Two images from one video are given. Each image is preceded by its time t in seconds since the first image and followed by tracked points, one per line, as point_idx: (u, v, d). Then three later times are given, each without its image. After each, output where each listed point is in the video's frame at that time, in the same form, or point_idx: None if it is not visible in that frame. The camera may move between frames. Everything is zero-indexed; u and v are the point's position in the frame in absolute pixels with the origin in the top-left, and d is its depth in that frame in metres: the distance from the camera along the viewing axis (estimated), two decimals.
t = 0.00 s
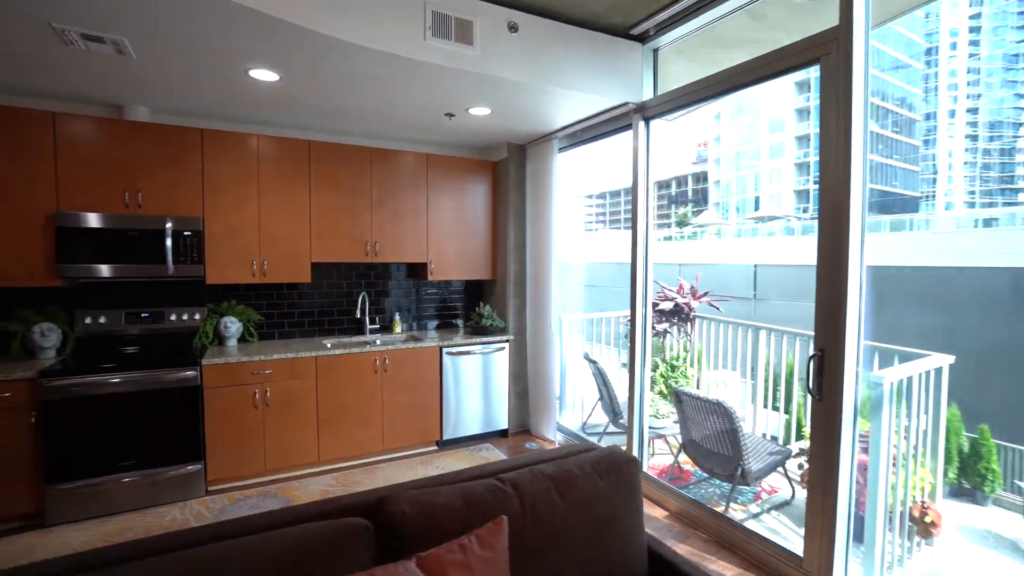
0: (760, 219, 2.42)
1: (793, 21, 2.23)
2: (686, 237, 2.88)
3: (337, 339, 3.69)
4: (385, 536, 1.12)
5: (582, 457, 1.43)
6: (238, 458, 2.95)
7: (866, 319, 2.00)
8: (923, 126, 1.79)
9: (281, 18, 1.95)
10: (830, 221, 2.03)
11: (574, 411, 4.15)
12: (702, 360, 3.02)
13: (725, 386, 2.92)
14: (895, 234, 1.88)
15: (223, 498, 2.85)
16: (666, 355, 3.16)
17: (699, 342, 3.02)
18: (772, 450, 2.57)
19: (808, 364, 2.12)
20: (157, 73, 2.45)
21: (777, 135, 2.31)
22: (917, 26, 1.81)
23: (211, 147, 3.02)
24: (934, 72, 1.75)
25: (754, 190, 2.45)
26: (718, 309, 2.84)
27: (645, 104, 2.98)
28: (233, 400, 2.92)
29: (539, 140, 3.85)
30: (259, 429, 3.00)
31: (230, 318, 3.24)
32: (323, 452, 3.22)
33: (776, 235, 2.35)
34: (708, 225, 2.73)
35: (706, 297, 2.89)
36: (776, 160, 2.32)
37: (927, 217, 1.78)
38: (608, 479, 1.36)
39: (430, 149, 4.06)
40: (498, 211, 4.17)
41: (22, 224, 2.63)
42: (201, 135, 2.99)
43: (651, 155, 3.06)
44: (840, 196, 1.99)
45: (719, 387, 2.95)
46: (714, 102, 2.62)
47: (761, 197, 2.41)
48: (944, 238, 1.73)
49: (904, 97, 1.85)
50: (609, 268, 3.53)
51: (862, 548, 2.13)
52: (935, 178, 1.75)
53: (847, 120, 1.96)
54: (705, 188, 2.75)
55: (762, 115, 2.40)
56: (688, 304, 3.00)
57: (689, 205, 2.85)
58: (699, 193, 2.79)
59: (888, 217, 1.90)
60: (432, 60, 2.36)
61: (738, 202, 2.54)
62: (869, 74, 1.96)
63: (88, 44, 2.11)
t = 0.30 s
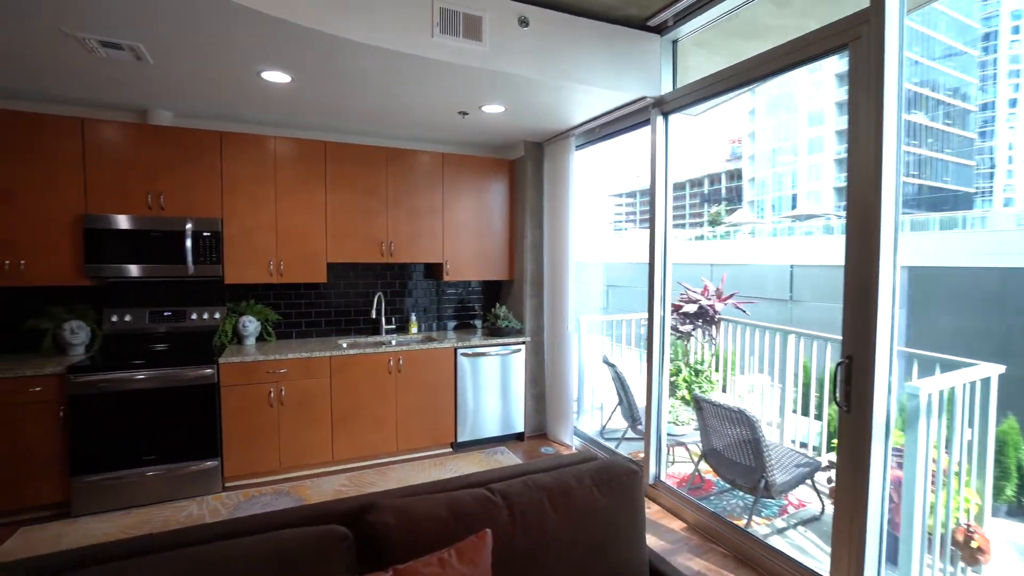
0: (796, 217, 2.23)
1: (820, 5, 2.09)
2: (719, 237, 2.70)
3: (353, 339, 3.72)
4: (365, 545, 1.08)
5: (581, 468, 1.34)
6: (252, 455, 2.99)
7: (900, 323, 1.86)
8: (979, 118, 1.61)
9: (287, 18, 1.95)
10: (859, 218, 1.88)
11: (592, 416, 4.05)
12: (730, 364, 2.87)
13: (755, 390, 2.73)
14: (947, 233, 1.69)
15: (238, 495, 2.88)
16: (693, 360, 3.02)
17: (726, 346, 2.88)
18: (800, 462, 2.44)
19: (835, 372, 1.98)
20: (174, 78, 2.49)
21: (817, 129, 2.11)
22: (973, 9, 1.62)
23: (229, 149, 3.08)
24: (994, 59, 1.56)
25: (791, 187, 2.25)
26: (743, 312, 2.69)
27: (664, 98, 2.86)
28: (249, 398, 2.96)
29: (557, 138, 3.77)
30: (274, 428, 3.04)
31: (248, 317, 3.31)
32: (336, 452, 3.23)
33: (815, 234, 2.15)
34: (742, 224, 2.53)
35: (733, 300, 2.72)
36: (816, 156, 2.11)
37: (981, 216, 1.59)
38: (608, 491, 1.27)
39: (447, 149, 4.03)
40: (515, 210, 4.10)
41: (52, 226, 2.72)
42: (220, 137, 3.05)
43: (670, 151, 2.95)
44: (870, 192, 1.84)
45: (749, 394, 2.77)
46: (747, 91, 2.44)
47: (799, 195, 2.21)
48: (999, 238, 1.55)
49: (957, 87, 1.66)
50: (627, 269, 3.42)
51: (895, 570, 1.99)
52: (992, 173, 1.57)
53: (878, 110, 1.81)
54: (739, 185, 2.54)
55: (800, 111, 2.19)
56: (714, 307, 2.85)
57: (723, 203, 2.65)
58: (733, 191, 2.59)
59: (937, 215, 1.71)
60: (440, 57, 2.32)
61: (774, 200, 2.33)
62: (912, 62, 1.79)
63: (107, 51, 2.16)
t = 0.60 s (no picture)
0: (843, 215, 2.03)
1: None
2: (759, 237, 2.55)
3: (373, 339, 3.73)
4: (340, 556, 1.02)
5: (579, 479, 1.22)
6: (271, 452, 3.03)
7: (946, 327, 1.68)
8: None
9: (296, 17, 1.94)
10: (898, 212, 1.71)
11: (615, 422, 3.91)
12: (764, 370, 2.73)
13: (798, 397, 2.57)
14: (1012, 230, 1.51)
15: (256, 492, 2.91)
16: (723, 364, 2.87)
17: (757, 349, 2.76)
18: (837, 477, 2.25)
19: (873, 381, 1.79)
20: (194, 81, 2.53)
21: (863, 123, 1.91)
22: None
23: (250, 152, 3.13)
24: None
25: (837, 184, 2.07)
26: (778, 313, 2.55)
27: (687, 89, 2.72)
28: (267, 396, 3.00)
29: (577, 134, 3.67)
30: (292, 426, 3.06)
31: (270, 317, 3.36)
32: (353, 452, 3.24)
33: (860, 232, 1.94)
34: (784, 222, 2.38)
35: (766, 302, 2.57)
36: (863, 151, 1.92)
37: None
38: (606, 508, 1.16)
39: (467, 148, 3.99)
40: (536, 209, 4.02)
41: (86, 228, 2.83)
42: (241, 139, 3.11)
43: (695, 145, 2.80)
44: (910, 183, 1.67)
45: (790, 400, 2.60)
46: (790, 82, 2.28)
47: (845, 192, 2.02)
48: None
49: None
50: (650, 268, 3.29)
51: None
52: None
53: (920, 93, 1.64)
54: (781, 183, 2.39)
55: (846, 103, 2.01)
56: (746, 311, 2.68)
57: (763, 202, 2.51)
58: (774, 189, 2.44)
59: (1003, 211, 1.53)
60: (452, 52, 2.27)
61: (818, 197, 2.17)
62: (972, 46, 1.59)
63: (130, 56, 2.21)
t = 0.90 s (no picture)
0: (892, 212, 1.79)
1: None
2: (800, 237, 2.29)
3: (392, 339, 3.74)
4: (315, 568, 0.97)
5: (574, 493, 1.14)
6: (289, 452, 3.05)
7: (998, 331, 1.50)
8: None
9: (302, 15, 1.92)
10: (942, 205, 1.55)
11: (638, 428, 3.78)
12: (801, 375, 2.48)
13: (838, 406, 2.31)
14: None
15: (274, 490, 2.94)
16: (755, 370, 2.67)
17: (791, 352, 2.54)
18: (877, 494, 2.07)
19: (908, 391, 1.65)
20: (213, 84, 2.57)
21: (920, 116, 1.65)
22: None
23: (272, 153, 3.17)
24: None
25: (885, 180, 1.82)
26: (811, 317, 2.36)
27: (712, 79, 2.58)
28: (286, 394, 3.02)
29: (599, 130, 3.55)
30: (309, 425, 3.08)
31: (291, 316, 3.37)
32: (370, 452, 3.23)
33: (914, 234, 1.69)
34: (827, 222, 2.13)
35: (800, 304, 2.35)
36: (916, 145, 1.66)
37: None
38: (603, 526, 1.07)
39: (487, 146, 3.93)
40: (557, 208, 3.93)
41: (115, 229, 2.93)
42: (262, 141, 3.15)
43: (720, 138, 2.66)
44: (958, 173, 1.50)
45: (831, 409, 2.34)
46: (834, 74, 2.07)
47: (894, 188, 1.77)
48: None
49: None
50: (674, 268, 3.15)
51: None
52: None
53: (970, 73, 1.47)
54: (824, 180, 2.14)
55: (896, 95, 1.76)
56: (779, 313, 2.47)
57: (806, 199, 2.25)
58: (817, 186, 2.18)
59: None
60: (462, 46, 2.21)
61: (865, 195, 1.92)
62: None
63: (149, 61, 2.25)
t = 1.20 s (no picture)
0: (945, 210, 1.58)
1: None
2: (843, 236, 2.06)
3: (413, 339, 3.74)
4: None
5: (570, 510, 1.06)
6: (308, 450, 3.08)
7: None
8: None
9: (311, 13, 1.91)
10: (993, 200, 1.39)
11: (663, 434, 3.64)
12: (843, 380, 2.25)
13: (888, 414, 2.03)
14: None
15: (292, 488, 2.97)
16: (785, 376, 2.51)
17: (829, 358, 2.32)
18: (920, 515, 1.87)
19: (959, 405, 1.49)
20: (233, 87, 2.60)
21: (974, 107, 1.47)
22: None
23: (294, 155, 3.21)
24: None
25: (937, 175, 1.60)
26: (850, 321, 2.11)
27: (738, 69, 2.45)
28: (305, 393, 3.05)
29: (623, 126, 3.44)
30: (328, 424, 3.10)
31: (314, 315, 3.39)
32: (388, 453, 3.23)
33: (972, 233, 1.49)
34: (873, 220, 1.89)
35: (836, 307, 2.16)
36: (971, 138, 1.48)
37: None
38: (598, 546, 1.00)
39: (508, 144, 3.86)
40: (580, 207, 3.84)
41: (146, 230, 3.02)
42: (283, 142, 3.19)
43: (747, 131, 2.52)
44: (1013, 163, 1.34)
45: (880, 417, 2.06)
46: (882, 65, 1.84)
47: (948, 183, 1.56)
48: None
49: None
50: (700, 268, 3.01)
51: None
52: None
53: None
54: (870, 177, 1.91)
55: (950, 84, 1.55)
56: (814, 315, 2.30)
57: (849, 197, 2.02)
58: (862, 182, 1.95)
59: None
60: (474, 41, 2.16)
61: (914, 191, 1.69)
62: None
63: (170, 65, 2.30)
